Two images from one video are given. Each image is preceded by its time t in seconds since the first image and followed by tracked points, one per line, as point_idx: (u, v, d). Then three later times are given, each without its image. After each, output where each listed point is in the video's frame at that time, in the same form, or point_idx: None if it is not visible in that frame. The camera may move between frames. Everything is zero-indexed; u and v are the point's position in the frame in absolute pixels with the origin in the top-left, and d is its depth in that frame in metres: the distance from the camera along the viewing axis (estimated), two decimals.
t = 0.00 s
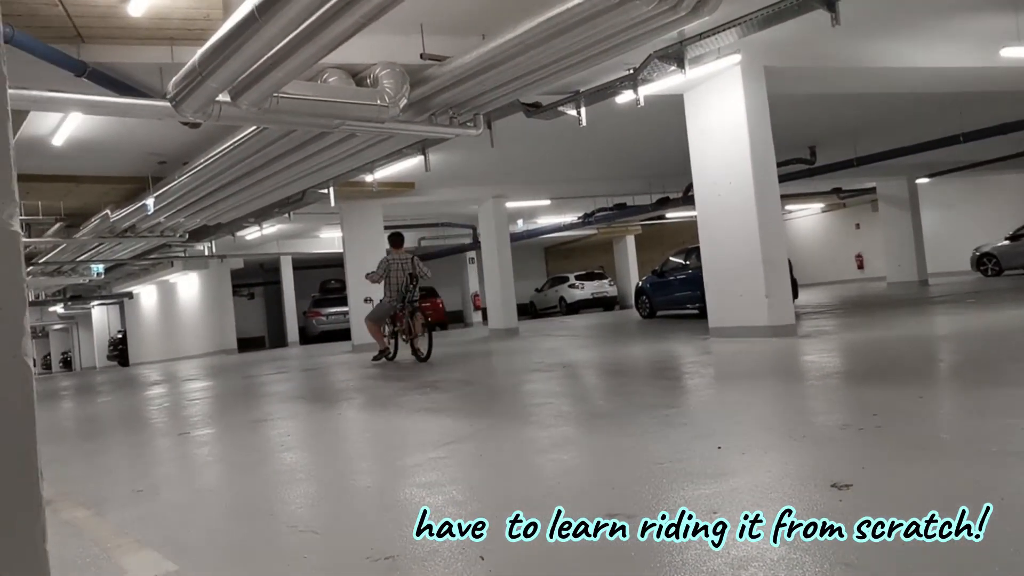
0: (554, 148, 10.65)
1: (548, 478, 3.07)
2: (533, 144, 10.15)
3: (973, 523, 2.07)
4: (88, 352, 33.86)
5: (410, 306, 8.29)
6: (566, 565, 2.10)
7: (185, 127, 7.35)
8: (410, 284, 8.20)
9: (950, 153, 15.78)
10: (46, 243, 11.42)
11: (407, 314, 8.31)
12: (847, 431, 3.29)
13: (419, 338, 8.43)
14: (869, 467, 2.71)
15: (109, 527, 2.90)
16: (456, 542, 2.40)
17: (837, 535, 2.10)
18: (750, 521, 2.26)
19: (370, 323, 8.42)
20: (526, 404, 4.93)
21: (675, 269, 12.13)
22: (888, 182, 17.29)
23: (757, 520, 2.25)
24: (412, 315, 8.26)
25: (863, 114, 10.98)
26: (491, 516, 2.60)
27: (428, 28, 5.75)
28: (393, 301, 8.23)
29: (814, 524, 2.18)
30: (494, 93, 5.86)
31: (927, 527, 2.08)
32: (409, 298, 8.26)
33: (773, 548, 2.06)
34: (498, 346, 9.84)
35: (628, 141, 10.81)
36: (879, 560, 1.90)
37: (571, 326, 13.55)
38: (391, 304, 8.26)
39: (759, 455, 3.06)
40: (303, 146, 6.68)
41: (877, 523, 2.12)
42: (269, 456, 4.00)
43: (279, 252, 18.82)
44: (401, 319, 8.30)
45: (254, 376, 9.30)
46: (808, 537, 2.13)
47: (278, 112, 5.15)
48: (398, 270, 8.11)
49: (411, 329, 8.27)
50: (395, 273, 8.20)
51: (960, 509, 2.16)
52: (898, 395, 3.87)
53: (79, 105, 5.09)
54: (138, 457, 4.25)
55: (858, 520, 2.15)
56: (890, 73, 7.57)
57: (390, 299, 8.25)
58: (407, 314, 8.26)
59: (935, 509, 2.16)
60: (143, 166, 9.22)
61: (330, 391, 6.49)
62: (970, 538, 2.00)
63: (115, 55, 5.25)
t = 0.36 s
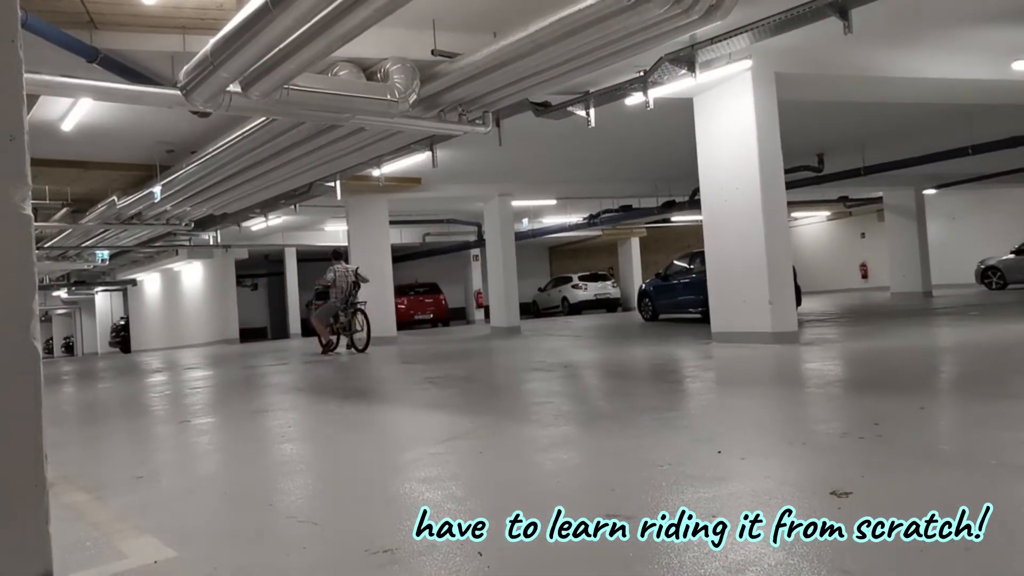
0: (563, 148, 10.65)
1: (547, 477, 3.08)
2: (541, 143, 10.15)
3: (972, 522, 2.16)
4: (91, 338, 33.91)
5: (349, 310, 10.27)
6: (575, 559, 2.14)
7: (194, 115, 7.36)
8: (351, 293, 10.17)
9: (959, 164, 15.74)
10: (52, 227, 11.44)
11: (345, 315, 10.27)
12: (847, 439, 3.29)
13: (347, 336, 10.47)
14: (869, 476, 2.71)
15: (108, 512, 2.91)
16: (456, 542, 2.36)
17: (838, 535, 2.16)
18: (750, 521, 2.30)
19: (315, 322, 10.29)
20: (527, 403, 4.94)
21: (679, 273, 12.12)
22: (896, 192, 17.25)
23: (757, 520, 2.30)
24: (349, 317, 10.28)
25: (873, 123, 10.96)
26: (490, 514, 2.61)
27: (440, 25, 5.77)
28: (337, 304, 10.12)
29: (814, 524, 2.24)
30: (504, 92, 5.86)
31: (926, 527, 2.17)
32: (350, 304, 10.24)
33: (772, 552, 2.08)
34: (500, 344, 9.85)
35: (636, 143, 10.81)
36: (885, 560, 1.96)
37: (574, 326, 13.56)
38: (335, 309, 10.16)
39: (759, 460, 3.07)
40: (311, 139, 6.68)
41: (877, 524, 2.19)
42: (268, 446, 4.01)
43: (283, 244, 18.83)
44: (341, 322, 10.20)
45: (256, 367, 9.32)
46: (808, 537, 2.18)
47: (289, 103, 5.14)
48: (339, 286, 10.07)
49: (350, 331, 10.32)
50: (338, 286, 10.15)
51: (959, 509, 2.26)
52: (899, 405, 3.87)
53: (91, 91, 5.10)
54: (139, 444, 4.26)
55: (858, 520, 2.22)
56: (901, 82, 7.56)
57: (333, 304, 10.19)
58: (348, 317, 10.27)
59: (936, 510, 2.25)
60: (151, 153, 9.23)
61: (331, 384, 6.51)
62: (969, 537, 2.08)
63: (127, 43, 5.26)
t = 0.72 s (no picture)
0: (563, 146, 10.66)
1: (546, 475, 3.08)
2: (541, 142, 10.16)
3: (973, 522, 2.16)
4: (90, 335, 33.91)
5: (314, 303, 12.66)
6: (575, 557, 2.15)
7: (194, 113, 7.35)
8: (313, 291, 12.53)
9: (958, 165, 15.76)
10: (52, 225, 11.43)
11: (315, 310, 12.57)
12: (845, 438, 3.30)
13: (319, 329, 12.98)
14: (867, 475, 2.72)
15: (107, 509, 2.91)
16: (456, 543, 2.34)
17: (837, 535, 2.15)
18: (750, 521, 2.30)
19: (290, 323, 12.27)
20: (526, 401, 4.95)
21: (678, 272, 12.13)
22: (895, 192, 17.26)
23: (758, 520, 2.29)
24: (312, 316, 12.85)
25: (872, 123, 10.98)
26: (489, 512, 2.61)
27: (440, 23, 5.76)
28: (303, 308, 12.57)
29: (814, 524, 2.24)
30: (503, 91, 5.86)
31: (926, 527, 2.16)
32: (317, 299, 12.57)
33: (771, 551, 2.08)
34: (499, 343, 9.86)
35: (635, 142, 10.82)
36: (885, 559, 1.96)
37: (573, 326, 13.57)
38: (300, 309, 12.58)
39: (757, 459, 3.06)
40: (311, 137, 6.68)
41: (877, 524, 2.19)
42: (267, 443, 4.01)
43: (283, 242, 18.83)
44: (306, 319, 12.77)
45: (255, 365, 9.32)
46: (808, 537, 2.17)
47: (288, 101, 5.15)
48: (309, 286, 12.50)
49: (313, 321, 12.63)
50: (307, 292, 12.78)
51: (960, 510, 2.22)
52: (897, 404, 3.88)
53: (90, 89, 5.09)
54: (138, 441, 4.26)
55: (858, 521, 2.22)
56: (901, 82, 7.55)
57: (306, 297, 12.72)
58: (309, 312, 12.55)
59: (936, 509, 2.25)
60: (151, 151, 9.23)
61: (330, 382, 6.51)
62: (969, 537, 2.07)
63: (126, 40, 5.25)
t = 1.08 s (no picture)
0: (563, 145, 10.65)
1: (541, 474, 3.08)
2: (541, 141, 10.16)
3: (973, 523, 2.19)
4: (87, 327, 33.79)
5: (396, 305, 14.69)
6: (571, 556, 2.14)
7: (195, 106, 7.34)
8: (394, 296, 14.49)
9: (957, 170, 15.78)
10: (50, 216, 11.39)
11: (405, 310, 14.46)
12: (842, 441, 3.30)
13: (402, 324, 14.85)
14: (862, 478, 2.72)
15: (103, 501, 2.91)
16: (455, 542, 2.31)
17: (838, 535, 2.17)
18: (750, 521, 2.30)
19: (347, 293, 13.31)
20: (523, 399, 4.95)
21: (676, 273, 12.14)
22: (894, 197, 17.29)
23: (758, 520, 2.30)
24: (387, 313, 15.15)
25: (872, 127, 10.99)
26: (483, 510, 2.60)
27: (443, 19, 5.75)
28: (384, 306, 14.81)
29: (814, 524, 2.25)
30: (505, 88, 5.86)
31: (926, 527, 2.19)
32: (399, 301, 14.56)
33: (766, 552, 2.08)
34: (497, 341, 9.85)
35: (636, 142, 10.83)
36: (881, 561, 1.97)
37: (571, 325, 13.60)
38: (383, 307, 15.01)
39: (754, 461, 3.07)
40: (311, 132, 6.67)
41: (877, 524, 2.21)
42: (264, 437, 4.01)
43: (282, 237, 18.80)
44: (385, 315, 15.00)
45: (252, 359, 9.30)
46: (808, 537, 2.18)
47: (290, 95, 5.14)
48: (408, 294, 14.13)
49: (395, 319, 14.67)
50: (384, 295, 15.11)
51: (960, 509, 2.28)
52: (893, 408, 3.88)
53: (91, 79, 5.07)
54: (134, 433, 4.25)
55: (859, 520, 2.24)
56: (903, 87, 7.55)
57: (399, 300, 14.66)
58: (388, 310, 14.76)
59: (935, 509, 2.29)
60: (151, 143, 9.20)
61: (326, 377, 6.50)
62: (969, 537, 2.10)
63: (127, 31, 5.23)
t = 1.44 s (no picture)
0: (553, 146, 10.67)
1: (523, 473, 3.08)
2: (531, 140, 10.16)
3: (972, 522, 2.26)
4: (68, 319, 33.35)
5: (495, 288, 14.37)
6: (555, 556, 2.15)
7: (184, 97, 7.27)
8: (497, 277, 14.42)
9: (941, 179, 15.97)
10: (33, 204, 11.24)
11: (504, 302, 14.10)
12: (822, 445, 3.34)
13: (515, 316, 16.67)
14: (842, 482, 2.75)
15: (82, 493, 2.88)
16: (455, 543, 2.30)
17: (838, 535, 2.22)
18: (750, 521, 2.34)
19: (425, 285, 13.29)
20: (508, 399, 4.95)
21: (663, 275, 12.19)
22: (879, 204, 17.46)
23: (757, 520, 2.34)
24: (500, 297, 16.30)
25: (860, 134, 11.08)
26: (465, 509, 2.60)
27: (435, 16, 5.73)
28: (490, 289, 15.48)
29: (814, 524, 2.29)
30: (497, 87, 5.85)
31: (926, 527, 2.24)
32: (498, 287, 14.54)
33: (746, 554, 2.10)
34: (482, 339, 9.84)
35: (626, 145, 10.85)
36: (861, 565, 1.99)
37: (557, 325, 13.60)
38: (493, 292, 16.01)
39: (735, 463, 3.09)
40: (300, 126, 6.63)
41: (877, 524, 2.27)
42: (246, 432, 3.99)
43: (268, 231, 18.67)
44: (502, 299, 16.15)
45: (236, 353, 9.23)
46: (808, 537, 2.22)
47: (279, 89, 5.12)
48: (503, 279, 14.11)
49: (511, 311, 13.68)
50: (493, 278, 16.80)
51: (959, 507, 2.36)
52: (875, 413, 3.93)
53: (77, 67, 5.01)
54: (113, 426, 4.21)
55: (859, 521, 2.30)
56: (890, 96, 7.63)
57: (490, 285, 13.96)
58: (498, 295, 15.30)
59: (936, 509, 2.36)
60: (138, 133, 9.10)
61: (310, 373, 6.46)
62: (969, 538, 2.15)
63: (115, 20, 5.18)
